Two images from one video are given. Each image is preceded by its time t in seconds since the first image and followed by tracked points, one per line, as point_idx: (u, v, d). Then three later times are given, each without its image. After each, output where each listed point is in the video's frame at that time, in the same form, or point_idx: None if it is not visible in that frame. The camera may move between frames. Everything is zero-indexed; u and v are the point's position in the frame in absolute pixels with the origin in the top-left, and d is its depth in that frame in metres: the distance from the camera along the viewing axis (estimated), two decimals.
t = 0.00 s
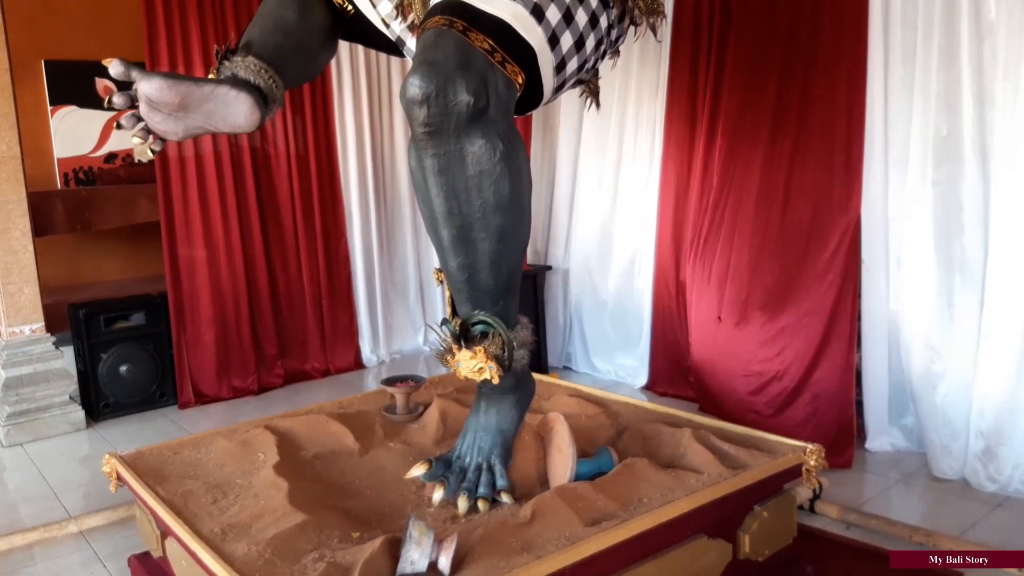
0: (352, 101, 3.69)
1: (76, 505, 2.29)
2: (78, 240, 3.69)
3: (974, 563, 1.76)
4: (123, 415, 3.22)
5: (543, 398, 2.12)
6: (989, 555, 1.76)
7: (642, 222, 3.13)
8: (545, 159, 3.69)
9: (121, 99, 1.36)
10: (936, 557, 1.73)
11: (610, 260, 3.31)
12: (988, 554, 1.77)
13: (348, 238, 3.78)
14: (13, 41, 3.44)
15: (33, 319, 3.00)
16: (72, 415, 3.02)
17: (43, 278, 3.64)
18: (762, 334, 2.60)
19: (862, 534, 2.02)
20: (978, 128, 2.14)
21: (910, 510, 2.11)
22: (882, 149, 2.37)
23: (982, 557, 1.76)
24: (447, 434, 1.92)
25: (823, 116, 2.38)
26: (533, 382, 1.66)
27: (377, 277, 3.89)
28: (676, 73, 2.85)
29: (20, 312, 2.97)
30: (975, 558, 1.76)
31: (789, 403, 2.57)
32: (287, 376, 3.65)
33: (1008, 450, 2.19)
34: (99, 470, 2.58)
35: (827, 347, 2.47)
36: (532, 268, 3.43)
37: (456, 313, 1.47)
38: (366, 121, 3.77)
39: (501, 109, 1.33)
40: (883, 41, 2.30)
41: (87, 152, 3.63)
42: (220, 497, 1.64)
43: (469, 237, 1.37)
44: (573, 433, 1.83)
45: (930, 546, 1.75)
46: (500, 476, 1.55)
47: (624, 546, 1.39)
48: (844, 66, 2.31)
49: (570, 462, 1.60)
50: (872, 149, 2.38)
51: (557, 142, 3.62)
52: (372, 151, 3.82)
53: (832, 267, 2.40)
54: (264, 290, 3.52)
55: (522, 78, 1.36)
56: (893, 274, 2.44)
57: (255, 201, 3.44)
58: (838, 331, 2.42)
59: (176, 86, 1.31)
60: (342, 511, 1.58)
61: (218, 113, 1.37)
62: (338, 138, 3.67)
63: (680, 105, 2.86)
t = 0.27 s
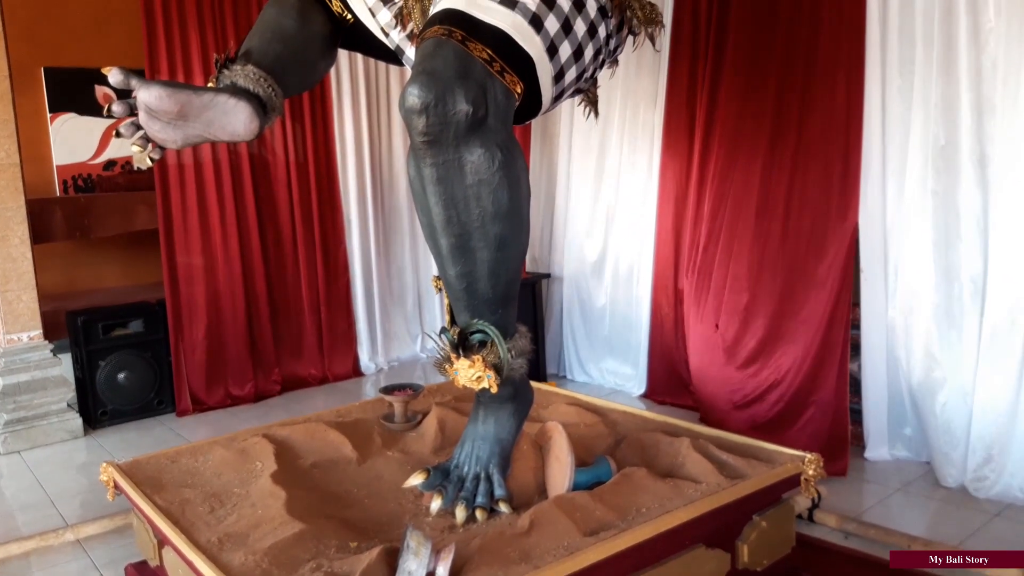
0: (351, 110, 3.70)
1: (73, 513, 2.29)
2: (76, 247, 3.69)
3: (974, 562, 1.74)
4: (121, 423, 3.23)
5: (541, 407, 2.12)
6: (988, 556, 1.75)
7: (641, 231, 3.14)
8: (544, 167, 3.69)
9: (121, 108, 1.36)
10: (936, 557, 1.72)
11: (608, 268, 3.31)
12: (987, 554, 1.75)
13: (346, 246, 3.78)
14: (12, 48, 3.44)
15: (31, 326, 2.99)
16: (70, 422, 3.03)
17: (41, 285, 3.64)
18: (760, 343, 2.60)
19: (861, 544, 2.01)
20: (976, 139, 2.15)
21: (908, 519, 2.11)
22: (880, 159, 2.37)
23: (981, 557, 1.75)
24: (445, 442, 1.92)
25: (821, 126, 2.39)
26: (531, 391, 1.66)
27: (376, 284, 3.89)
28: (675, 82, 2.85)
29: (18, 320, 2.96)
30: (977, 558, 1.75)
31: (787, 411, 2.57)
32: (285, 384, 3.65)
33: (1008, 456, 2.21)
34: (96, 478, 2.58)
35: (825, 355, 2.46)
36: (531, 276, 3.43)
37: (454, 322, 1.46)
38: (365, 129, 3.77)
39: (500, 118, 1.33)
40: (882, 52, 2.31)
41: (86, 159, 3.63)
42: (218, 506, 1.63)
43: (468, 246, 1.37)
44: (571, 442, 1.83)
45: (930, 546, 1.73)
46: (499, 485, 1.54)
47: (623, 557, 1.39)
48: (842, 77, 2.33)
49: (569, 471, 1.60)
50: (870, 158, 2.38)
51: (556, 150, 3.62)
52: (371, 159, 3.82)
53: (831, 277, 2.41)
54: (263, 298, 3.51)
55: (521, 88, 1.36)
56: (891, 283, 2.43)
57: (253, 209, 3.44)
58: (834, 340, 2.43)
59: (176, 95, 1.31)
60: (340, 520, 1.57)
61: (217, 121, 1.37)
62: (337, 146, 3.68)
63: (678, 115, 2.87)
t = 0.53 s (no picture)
0: (351, 115, 3.70)
1: (70, 517, 2.28)
2: (75, 252, 3.70)
3: (974, 563, 1.89)
4: (119, 427, 3.22)
5: (540, 413, 2.12)
6: (988, 555, 1.90)
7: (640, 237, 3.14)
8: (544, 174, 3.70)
9: (121, 113, 1.36)
10: (936, 557, 1.86)
11: (607, 274, 3.31)
12: (987, 555, 1.91)
13: (346, 251, 3.78)
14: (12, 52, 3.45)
15: (29, 330, 2.99)
16: (68, 427, 3.03)
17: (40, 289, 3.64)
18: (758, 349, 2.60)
19: (859, 551, 2.01)
20: (974, 147, 2.17)
21: (907, 526, 2.11)
22: (878, 166, 2.37)
23: (981, 557, 1.90)
24: (443, 448, 1.92)
25: (819, 132, 2.38)
26: (530, 398, 1.66)
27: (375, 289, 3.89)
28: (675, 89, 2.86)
29: (17, 324, 2.96)
30: (976, 558, 1.90)
31: (784, 417, 2.57)
32: (284, 389, 3.65)
33: (1008, 463, 2.21)
34: (94, 483, 2.57)
35: (822, 361, 2.46)
36: (530, 281, 3.43)
37: (453, 328, 1.46)
38: (365, 134, 3.78)
39: (500, 126, 1.33)
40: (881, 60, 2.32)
41: (86, 164, 3.64)
42: (215, 511, 1.63)
43: (467, 253, 1.37)
44: (570, 448, 1.83)
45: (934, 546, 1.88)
46: (497, 492, 1.54)
47: (621, 564, 1.39)
48: (840, 84, 2.33)
49: (568, 479, 1.60)
50: (868, 165, 2.38)
51: (555, 157, 3.63)
52: (371, 164, 3.83)
53: (830, 283, 2.40)
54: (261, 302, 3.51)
55: (521, 96, 1.36)
56: (890, 291, 2.43)
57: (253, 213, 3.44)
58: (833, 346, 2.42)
59: (176, 100, 1.31)
60: (338, 527, 1.57)
61: (216, 127, 1.37)
62: (337, 152, 3.68)
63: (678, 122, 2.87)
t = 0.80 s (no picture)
0: (349, 122, 3.71)
1: (65, 524, 2.28)
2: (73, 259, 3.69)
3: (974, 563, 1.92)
4: (114, 433, 3.22)
5: (537, 420, 2.12)
6: (989, 555, 1.93)
7: (637, 245, 3.14)
8: (542, 182, 3.69)
9: (118, 120, 1.36)
10: (938, 558, 1.89)
11: (603, 281, 3.32)
12: (987, 554, 1.93)
13: (342, 257, 3.78)
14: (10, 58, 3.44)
15: (25, 336, 2.98)
16: (63, 433, 3.02)
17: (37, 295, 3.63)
18: (753, 358, 2.61)
19: (856, 559, 2.01)
20: (970, 157, 2.18)
21: (903, 534, 2.11)
22: (874, 175, 2.38)
23: (981, 557, 1.93)
24: (440, 456, 1.91)
25: (815, 140, 2.39)
26: (527, 406, 1.65)
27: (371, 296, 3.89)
28: (673, 98, 2.86)
29: (13, 330, 2.96)
30: (976, 558, 1.92)
31: (780, 425, 2.57)
32: (280, 395, 3.64)
33: (1003, 471, 2.22)
34: (90, 489, 2.56)
35: (818, 369, 2.47)
36: (528, 288, 3.43)
37: (450, 336, 1.45)
38: (362, 141, 3.78)
39: (498, 134, 1.33)
40: (878, 69, 2.33)
41: (83, 169, 3.63)
42: (212, 519, 1.63)
43: (464, 262, 1.37)
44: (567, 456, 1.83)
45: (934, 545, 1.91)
46: (494, 500, 1.53)
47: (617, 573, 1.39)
48: (836, 93, 2.33)
49: (565, 487, 1.60)
50: (864, 173, 2.39)
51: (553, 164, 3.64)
52: (368, 170, 3.83)
53: (826, 291, 2.41)
54: (258, 308, 3.51)
55: (519, 105, 1.36)
56: (886, 299, 2.44)
57: (250, 220, 3.43)
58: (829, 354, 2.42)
59: (175, 107, 1.30)
60: (334, 535, 1.57)
61: (215, 133, 1.37)
62: (335, 158, 3.68)
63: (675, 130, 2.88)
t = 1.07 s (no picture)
0: (348, 129, 3.71)
1: (63, 533, 2.27)
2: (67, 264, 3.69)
3: (974, 562, 1.96)
4: (112, 441, 3.21)
5: (536, 429, 2.12)
6: (988, 555, 1.97)
7: (635, 253, 3.15)
8: (541, 190, 3.70)
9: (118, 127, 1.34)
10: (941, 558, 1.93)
11: (601, 289, 3.32)
12: (986, 553, 1.98)
13: (341, 264, 3.78)
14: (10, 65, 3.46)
15: (24, 343, 2.98)
16: (61, 440, 3.01)
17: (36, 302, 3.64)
18: (751, 366, 2.61)
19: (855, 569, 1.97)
20: (967, 166, 2.18)
21: (902, 544, 2.11)
22: (871, 184, 2.39)
23: (981, 557, 1.97)
24: (438, 465, 1.91)
25: (812, 149, 2.39)
26: (526, 414, 1.64)
27: (369, 303, 3.89)
28: (672, 107, 2.87)
29: (11, 337, 2.95)
30: (977, 559, 1.97)
31: (778, 433, 2.57)
32: (279, 402, 3.64)
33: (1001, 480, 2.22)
34: (87, 497, 2.56)
35: (816, 377, 2.47)
36: (526, 295, 3.43)
37: (449, 345, 1.44)
38: (361, 148, 3.78)
39: (497, 143, 1.31)
40: (875, 78, 2.34)
41: (82, 177, 3.65)
42: (209, 528, 1.62)
43: (462, 269, 1.35)
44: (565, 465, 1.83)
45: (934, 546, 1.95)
46: (493, 509, 1.53)
47: None
48: (834, 102, 2.34)
49: (563, 496, 1.59)
50: (862, 182, 2.39)
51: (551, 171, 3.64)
52: (367, 177, 3.84)
53: (825, 300, 2.41)
54: (257, 315, 3.51)
55: (517, 115, 1.33)
56: (884, 308, 2.44)
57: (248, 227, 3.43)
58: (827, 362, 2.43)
59: (174, 114, 1.30)
60: (331, 544, 1.56)
61: (213, 141, 1.36)
62: (333, 165, 3.69)
63: (673, 139, 2.89)
